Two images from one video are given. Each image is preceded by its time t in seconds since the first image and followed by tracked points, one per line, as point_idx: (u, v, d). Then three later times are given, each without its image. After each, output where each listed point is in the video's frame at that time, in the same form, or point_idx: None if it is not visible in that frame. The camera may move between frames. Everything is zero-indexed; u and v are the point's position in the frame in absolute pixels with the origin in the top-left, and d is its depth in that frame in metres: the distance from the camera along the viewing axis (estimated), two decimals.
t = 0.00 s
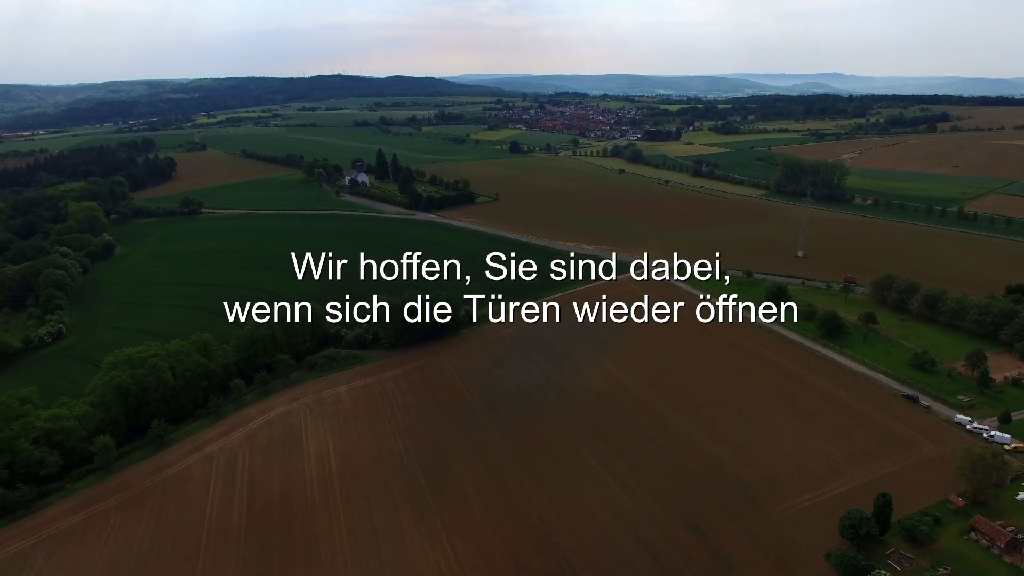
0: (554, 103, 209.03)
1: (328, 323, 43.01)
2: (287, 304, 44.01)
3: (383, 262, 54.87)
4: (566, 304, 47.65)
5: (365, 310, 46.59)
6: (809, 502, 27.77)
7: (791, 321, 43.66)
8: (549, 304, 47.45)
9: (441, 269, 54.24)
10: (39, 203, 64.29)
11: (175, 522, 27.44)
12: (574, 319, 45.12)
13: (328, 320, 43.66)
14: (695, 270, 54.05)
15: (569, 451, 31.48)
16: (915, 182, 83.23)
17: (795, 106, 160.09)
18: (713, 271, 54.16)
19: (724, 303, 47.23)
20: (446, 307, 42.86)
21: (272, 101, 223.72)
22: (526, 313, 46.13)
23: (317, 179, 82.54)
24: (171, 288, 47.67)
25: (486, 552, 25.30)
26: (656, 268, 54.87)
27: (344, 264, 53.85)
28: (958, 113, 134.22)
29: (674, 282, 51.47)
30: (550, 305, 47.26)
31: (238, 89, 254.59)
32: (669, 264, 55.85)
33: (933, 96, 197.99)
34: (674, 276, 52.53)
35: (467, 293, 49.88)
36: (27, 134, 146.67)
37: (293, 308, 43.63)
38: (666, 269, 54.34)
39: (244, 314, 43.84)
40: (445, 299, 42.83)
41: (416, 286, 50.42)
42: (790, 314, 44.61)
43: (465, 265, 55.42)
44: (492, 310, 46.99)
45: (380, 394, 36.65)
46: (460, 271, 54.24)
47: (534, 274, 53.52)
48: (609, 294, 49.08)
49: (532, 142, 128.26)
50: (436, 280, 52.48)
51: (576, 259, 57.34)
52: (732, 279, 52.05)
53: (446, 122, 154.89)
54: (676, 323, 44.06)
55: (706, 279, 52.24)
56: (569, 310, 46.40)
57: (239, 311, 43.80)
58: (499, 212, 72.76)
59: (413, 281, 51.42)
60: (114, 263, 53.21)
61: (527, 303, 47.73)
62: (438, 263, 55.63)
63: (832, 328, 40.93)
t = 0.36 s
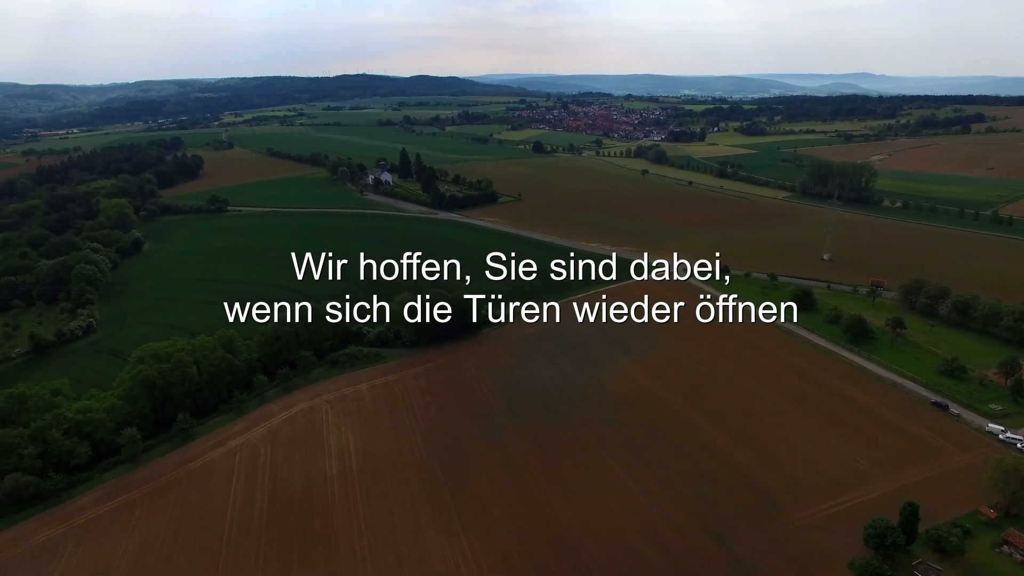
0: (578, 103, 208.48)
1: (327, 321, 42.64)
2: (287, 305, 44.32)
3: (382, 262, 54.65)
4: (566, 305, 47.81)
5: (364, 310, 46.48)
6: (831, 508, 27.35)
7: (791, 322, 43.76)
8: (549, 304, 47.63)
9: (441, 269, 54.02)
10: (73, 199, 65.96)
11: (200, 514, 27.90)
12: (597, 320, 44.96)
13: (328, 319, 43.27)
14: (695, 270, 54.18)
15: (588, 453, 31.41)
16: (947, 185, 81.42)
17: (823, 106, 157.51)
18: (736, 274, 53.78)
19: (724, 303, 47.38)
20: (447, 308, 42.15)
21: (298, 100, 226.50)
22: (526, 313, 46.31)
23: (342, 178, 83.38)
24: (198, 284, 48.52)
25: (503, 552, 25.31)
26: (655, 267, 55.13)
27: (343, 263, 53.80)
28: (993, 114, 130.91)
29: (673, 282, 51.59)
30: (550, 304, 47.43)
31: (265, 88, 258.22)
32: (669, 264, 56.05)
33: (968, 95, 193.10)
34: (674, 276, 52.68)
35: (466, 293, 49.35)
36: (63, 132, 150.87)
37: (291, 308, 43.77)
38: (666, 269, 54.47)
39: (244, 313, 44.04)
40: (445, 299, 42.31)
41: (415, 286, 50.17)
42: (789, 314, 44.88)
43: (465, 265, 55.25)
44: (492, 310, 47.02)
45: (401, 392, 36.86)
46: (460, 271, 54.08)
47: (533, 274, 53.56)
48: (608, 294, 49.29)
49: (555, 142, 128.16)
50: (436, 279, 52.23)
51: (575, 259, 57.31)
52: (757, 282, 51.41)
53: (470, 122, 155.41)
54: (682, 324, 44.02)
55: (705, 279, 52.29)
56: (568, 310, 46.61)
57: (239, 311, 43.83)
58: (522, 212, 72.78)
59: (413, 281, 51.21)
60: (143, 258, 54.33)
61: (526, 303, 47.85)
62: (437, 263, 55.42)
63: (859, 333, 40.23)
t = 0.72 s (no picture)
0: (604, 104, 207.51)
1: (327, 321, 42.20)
2: (287, 305, 44.55)
3: (382, 262, 54.49)
4: (565, 305, 48.00)
5: (364, 311, 45.43)
6: (859, 517, 26.82)
7: (793, 321, 44.07)
8: (549, 304, 47.68)
9: (441, 269, 53.79)
10: (107, 196, 67.68)
11: (227, 506, 28.37)
12: (621, 322, 44.72)
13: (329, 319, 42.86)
14: (695, 270, 54.34)
15: (611, 455, 31.22)
16: (985, 188, 79.24)
17: (855, 107, 154.43)
18: (763, 277, 53.09)
19: (724, 303, 47.56)
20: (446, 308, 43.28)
21: (326, 100, 229.16)
22: (526, 314, 46.24)
23: (368, 177, 84.22)
24: (227, 280, 49.43)
25: (524, 552, 25.29)
26: (655, 267, 55.37)
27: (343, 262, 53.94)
28: None
29: (681, 282, 51.62)
30: (550, 304, 47.50)
31: (293, 87, 261.73)
32: (669, 263, 56.27)
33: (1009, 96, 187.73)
34: (673, 276, 52.98)
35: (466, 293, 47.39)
36: (101, 130, 155.02)
37: (290, 310, 43.83)
38: (666, 269, 54.76)
39: (244, 313, 44.03)
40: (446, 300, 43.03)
41: (415, 287, 49.98)
42: (790, 314, 45.14)
43: (464, 265, 55.15)
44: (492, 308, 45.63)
45: (425, 391, 37.06)
46: (460, 270, 53.86)
47: (533, 274, 53.56)
48: (609, 295, 49.47)
49: (580, 142, 127.87)
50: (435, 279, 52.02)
51: (575, 259, 57.21)
52: (784, 285, 50.69)
53: (495, 122, 155.71)
54: (708, 327, 43.57)
55: (705, 279, 52.44)
56: (569, 310, 46.70)
57: (238, 311, 43.73)
58: (547, 212, 72.77)
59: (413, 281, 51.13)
60: (174, 254, 55.50)
61: (526, 303, 47.90)
62: (437, 263, 55.25)
63: (889, 339, 39.41)
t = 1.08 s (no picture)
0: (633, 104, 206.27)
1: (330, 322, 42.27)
2: (288, 306, 44.56)
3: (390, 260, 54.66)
4: (582, 305, 47.97)
5: (364, 310, 44.85)
6: (889, 528, 26.17)
7: (821, 325, 43.43)
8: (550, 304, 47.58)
9: (440, 269, 53.68)
10: (143, 191, 69.36)
11: (254, 498, 28.82)
12: (647, 324, 44.35)
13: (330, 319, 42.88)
14: (696, 270, 54.35)
15: (634, 458, 30.98)
16: None
17: (893, 108, 150.85)
18: (792, 281, 52.21)
19: (726, 304, 47.33)
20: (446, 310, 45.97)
21: (355, 99, 231.75)
22: (526, 313, 45.14)
23: (396, 176, 84.99)
24: (257, 276, 50.30)
25: (545, 552, 25.23)
26: (655, 267, 55.43)
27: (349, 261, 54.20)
28: None
29: (709, 285, 51.04)
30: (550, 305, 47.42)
31: (324, 87, 265.19)
32: (669, 263, 56.18)
33: None
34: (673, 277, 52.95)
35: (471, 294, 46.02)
36: (139, 129, 159.34)
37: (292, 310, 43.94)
38: (666, 269, 54.66)
39: (245, 314, 43.88)
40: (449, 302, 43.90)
41: (426, 286, 50.07)
42: (789, 314, 45.29)
43: (464, 265, 54.66)
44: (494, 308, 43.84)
45: (449, 389, 37.23)
46: (460, 270, 53.64)
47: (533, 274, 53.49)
48: (626, 296, 49.33)
49: (608, 142, 127.40)
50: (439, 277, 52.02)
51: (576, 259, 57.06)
52: (814, 289, 49.79)
53: (523, 121, 155.84)
54: (734, 330, 43.04)
55: (716, 279, 52.27)
56: (577, 311, 46.70)
57: (239, 312, 43.71)
58: (574, 212, 72.67)
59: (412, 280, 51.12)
60: (206, 249, 56.62)
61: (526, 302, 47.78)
62: (437, 263, 55.09)
63: (923, 346, 38.43)
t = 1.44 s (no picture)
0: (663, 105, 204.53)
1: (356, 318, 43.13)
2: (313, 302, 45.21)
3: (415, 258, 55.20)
4: (608, 306, 47.75)
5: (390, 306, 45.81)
6: (922, 540, 25.48)
7: (851, 330, 42.56)
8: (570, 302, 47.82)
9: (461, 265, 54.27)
10: (178, 188, 70.98)
11: (281, 492, 29.21)
12: (673, 326, 43.92)
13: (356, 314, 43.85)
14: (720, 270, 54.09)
15: (659, 461, 30.63)
16: None
17: (932, 109, 146.84)
18: (823, 285, 51.25)
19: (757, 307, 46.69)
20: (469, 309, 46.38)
21: (384, 98, 233.96)
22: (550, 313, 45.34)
23: (425, 174, 85.61)
24: (287, 272, 51.10)
25: (568, 553, 25.07)
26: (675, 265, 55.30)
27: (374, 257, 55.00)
28: None
29: (737, 287, 50.41)
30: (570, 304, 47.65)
31: (353, 87, 268.46)
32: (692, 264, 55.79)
33: None
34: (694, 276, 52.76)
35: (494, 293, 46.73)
36: (175, 127, 163.12)
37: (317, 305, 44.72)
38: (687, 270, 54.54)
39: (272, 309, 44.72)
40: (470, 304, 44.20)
41: (452, 285, 50.34)
42: (821, 320, 44.33)
43: (490, 262, 55.17)
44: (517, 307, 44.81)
45: (474, 388, 37.31)
46: (483, 266, 54.18)
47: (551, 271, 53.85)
48: (652, 297, 48.98)
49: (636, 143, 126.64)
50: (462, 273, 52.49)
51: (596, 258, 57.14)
52: (846, 294, 48.84)
53: (552, 121, 155.68)
54: (763, 334, 42.42)
55: (744, 282, 51.56)
56: (603, 312, 46.52)
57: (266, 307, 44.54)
58: (601, 212, 72.41)
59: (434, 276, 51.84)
60: (238, 246, 57.69)
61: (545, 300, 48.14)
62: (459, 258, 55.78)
63: (960, 354, 37.43)
